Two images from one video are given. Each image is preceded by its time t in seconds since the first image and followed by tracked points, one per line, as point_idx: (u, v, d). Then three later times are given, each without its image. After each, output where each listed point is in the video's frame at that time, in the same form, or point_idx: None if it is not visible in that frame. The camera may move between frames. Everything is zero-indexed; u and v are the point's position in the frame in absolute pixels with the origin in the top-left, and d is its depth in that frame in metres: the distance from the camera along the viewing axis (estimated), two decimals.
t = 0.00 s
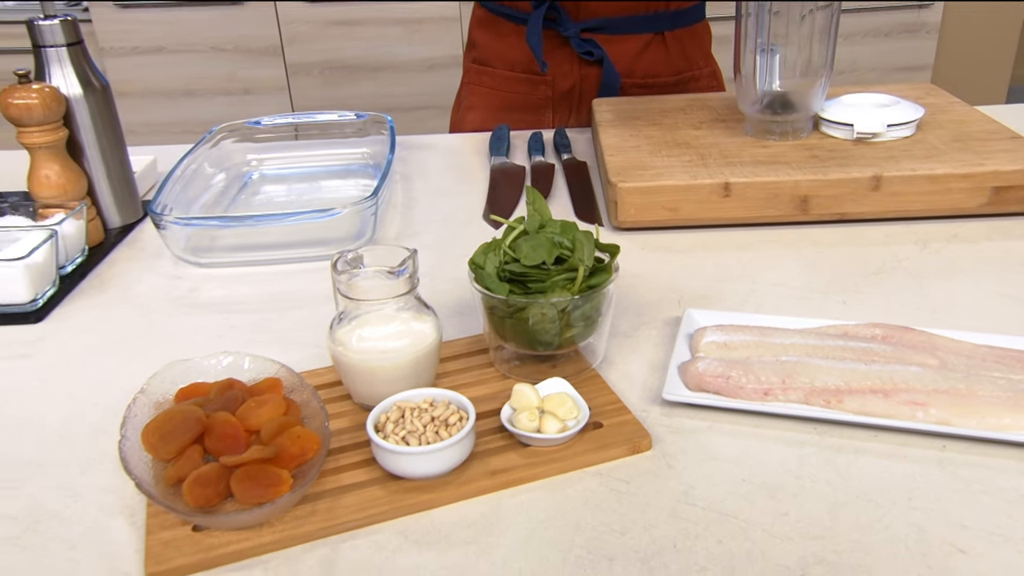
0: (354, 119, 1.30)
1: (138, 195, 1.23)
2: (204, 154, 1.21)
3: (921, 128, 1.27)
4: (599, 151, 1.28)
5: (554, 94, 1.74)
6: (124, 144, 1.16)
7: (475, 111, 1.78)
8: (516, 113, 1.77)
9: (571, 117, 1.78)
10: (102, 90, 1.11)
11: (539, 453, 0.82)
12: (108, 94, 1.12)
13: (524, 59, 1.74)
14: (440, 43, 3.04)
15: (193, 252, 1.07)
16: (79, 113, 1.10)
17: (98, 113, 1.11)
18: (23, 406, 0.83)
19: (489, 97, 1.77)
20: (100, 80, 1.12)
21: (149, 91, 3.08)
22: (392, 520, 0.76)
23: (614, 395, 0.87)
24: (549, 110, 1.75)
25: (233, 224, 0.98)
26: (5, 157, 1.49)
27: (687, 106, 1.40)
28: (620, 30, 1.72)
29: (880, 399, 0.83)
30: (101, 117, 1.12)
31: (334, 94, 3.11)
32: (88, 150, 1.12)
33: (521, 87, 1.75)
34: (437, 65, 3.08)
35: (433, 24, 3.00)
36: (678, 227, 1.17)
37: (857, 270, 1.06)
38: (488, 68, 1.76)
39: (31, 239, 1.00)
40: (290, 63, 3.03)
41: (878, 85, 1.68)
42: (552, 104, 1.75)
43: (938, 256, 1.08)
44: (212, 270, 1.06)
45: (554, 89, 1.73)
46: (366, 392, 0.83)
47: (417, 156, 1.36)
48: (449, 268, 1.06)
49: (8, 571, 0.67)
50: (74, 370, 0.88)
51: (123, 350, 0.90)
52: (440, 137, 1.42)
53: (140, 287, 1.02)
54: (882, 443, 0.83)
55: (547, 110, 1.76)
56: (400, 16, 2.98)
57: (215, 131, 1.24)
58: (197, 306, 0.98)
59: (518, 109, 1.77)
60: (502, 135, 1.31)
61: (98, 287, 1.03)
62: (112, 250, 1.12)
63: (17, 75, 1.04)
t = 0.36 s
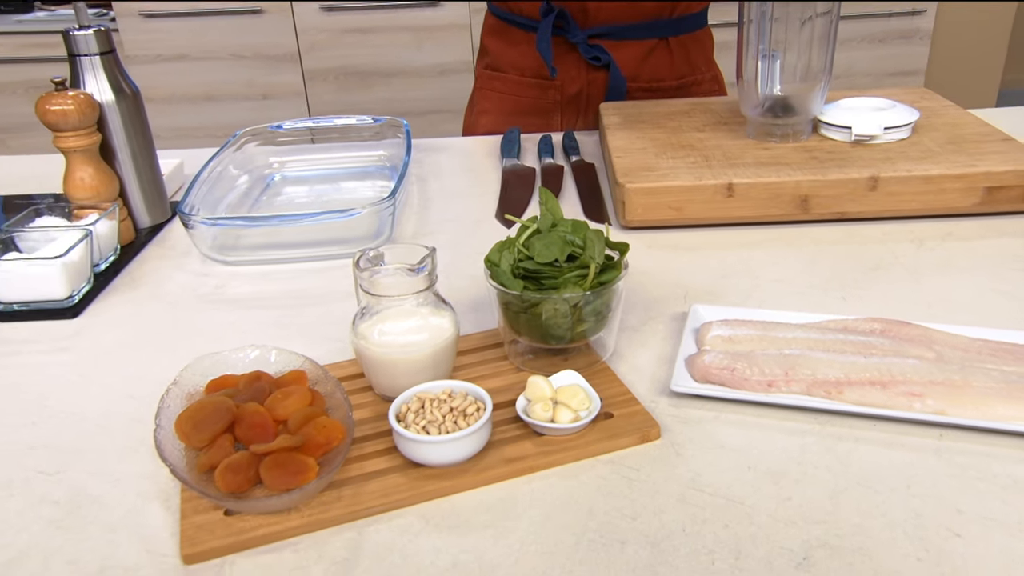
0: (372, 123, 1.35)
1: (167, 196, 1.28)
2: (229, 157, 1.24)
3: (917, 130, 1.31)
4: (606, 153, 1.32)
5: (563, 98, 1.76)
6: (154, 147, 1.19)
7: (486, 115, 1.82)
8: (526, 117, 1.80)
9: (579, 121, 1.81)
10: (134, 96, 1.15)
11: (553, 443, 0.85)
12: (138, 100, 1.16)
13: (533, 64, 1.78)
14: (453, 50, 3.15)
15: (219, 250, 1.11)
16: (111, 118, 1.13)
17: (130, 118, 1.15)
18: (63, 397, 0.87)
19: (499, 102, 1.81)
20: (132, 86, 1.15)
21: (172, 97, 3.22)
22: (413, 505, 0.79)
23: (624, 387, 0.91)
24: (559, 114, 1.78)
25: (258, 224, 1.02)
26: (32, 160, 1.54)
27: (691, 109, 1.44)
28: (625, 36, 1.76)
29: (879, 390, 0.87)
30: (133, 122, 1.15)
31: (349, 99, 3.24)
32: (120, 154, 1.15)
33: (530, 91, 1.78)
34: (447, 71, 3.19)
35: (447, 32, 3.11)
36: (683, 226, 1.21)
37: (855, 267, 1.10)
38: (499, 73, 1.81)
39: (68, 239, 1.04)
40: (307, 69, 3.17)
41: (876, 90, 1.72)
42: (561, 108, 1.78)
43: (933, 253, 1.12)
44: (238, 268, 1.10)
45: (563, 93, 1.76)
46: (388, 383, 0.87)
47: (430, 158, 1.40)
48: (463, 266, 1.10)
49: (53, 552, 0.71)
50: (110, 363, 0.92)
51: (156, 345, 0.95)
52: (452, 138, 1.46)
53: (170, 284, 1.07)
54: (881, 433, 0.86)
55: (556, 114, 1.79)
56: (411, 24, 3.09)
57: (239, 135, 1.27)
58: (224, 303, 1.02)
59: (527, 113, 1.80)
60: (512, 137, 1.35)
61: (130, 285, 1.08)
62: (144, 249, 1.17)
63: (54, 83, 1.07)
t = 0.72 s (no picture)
0: (377, 127, 1.36)
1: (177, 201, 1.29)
2: (237, 162, 1.26)
3: (911, 131, 1.33)
4: (607, 155, 1.34)
5: (563, 101, 1.78)
6: (163, 153, 1.20)
7: (487, 119, 1.84)
8: (527, 120, 1.82)
9: (579, 124, 1.83)
10: (143, 103, 1.16)
11: (562, 439, 0.87)
12: (148, 107, 1.17)
13: (534, 68, 1.80)
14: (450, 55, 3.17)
15: (229, 253, 1.14)
16: (121, 125, 1.15)
17: (139, 125, 1.16)
18: (83, 400, 0.89)
19: (501, 105, 1.83)
20: (141, 93, 1.16)
21: (176, 103, 3.24)
22: (427, 502, 0.80)
23: (631, 384, 0.93)
24: (559, 117, 1.80)
25: (267, 228, 1.04)
26: (37, 166, 1.55)
27: (689, 111, 1.46)
28: (624, 40, 1.78)
29: (880, 385, 0.89)
30: (143, 128, 1.17)
31: (352, 104, 3.26)
32: (130, 160, 1.16)
33: (531, 94, 1.80)
34: (446, 75, 3.21)
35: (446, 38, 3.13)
36: (684, 226, 1.23)
37: (854, 265, 1.12)
38: (500, 77, 1.83)
39: (81, 243, 1.06)
40: (307, 74, 3.18)
41: (870, 91, 1.74)
42: (562, 111, 1.80)
43: (929, 251, 1.14)
44: (247, 271, 1.12)
45: (564, 97, 1.78)
46: (398, 383, 0.88)
47: (432, 161, 1.42)
48: (470, 268, 1.11)
49: (76, 549, 0.72)
50: (125, 366, 0.93)
51: (170, 349, 0.96)
52: (452, 141, 1.48)
53: (182, 287, 1.09)
54: (882, 427, 0.88)
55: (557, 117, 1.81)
56: (412, 30, 3.11)
57: (246, 140, 1.29)
58: (235, 306, 1.03)
59: (528, 116, 1.82)
60: (513, 140, 1.37)
61: (142, 288, 1.09)
62: (153, 253, 1.18)
63: (66, 91, 1.08)
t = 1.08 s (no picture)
0: (368, 129, 1.34)
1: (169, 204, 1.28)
2: (229, 164, 1.25)
3: (899, 131, 1.35)
4: (599, 156, 1.34)
5: (555, 102, 1.79)
6: (156, 156, 1.19)
7: (478, 119, 1.85)
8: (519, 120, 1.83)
9: (570, 124, 1.83)
10: (135, 106, 1.15)
11: (563, 439, 0.87)
12: (140, 110, 1.16)
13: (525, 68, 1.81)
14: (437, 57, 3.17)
15: (223, 257, 1.13)
16: (113, 128, 1.13)
17: (132, 128, 1.14)
18: (82, 405, 0.88)
19: (492, 106, 1.83)
20: (133, 96, 1.15)
21: (161, 104, 3.22)
22: (428, 504, 0.80)
23: (629, 384, 0.93)
24: (550, 117, 1.81)
25: (261, 231, 1.03)
26: (23, 168, 1.53)
27: (680, 112, 1.47)
28: (615, 41, 1.79)
29: (875, 383, 0.90)
30: (135, 132, 1.15)
31: (337, 105, 3.24)
32: (122, 163, 1.15)
33: (522, 95, 1.81)
34: (433, 76, 3.21)
35: (433, 40, 3.13)
36: (677, 226, 1.23)
37: (847, 265, 1.13)
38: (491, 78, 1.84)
39: (74, 248, 1.05)
40: (293, 77, 3.17)
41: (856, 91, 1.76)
42: (553, 111, 1.80)
43: (920, 250, 1.16)
44: (241, 275, 1.11)
45: (555, 97, 1.79)
46: (398, 386, 0.88)
47: (423, 163, 1.42)
48: (466, 270, 1.11)
49: (77, 555, 0.71)
50: (121, 371, 0.93)
51: (167, 353, 0.95)
52: (443, 144, 1.48)
53: (175, 291, 1.08)
54: (878, 425, 0.89)
55: (548, 117, 1.81)
56: (398, 31, 3.11)
57: (237, 143, 1.29)
58: (231, 310, 1.03)
59: (520, 116, 1.83)
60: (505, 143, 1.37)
61: (136, 292, 1.08)
62: (146, 256, 1.17)
63: (58, 95, 1.07)
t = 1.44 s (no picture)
0: (356, 130, 1.34)
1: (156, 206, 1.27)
2: (216, 166, 1.25)
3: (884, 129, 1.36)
4: (589, 156, 1.35)
5: (541, 99, 1.79)
6: (143, 158, 1.18)
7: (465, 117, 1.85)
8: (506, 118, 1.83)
9: (557, 122, 1.84)
10: (122, 107, 1.14)
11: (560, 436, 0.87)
12: (127, 111, 1.15)
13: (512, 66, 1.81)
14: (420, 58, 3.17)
15: (213, 258, 1.13)
16: (100, 130, 1.12)
17: (119, 129, 1.13)
18: (76, 407, 0.87)
19: (479, 103, 1.84)
20: (120, 97, 1.14)
21: (141, 107, 3.19)
22: (427, 502, 0.80)
23: (625, 381, 0.94)
24: (537, 115, 1.81)
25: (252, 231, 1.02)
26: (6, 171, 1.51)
27: (668, 111, 1.48)
28: (600, 39, 1.80)
29: (867, 377, 0.91)
30: (122, 133, 1.14)
31: (320, 107, 3.23)
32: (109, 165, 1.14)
33: (509, 93, 1.81)
34: (416, 77, 3.20)
35: (416, 39, 3.12)
36: (668, 224, 1.24)
37: (837, 260, 1.14)
38: (478, 75, 1.84)
39: (62, 250, 1.03)
40: (276, 78, 3.16)
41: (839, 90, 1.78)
42: (540, 109, 1.81)
43: (907, 246, 1.17)
44: (230, 276, 1.11)
45: (541, 94, 1.79)
46: (395, 385, 0.88)
47: (412, 164, 1.42)
48: (459, 269, 1.11)
49: (73, 559, 0.70)
50: (114, 373, 0.92)
51: (161, 355, 0.94)
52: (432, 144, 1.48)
53: (166, 293, 1.07)
54: (872, 417, 0.90)
55: (535, 115, 1.82)
56: (382, 31, 3.10)
57: (225, 143, 1.28)
58: (224, 311, 1.02)
59: (506, 114, 1.83)
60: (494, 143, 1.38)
61: (125, 294, 1.07)
62: (134, 259, 1.16)
63: (43, 95, 1.06)
